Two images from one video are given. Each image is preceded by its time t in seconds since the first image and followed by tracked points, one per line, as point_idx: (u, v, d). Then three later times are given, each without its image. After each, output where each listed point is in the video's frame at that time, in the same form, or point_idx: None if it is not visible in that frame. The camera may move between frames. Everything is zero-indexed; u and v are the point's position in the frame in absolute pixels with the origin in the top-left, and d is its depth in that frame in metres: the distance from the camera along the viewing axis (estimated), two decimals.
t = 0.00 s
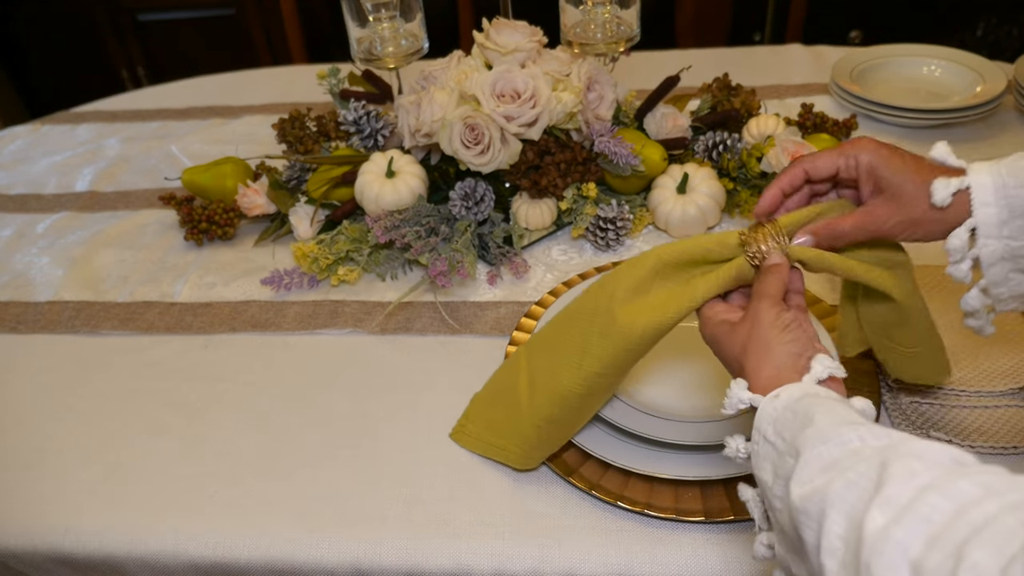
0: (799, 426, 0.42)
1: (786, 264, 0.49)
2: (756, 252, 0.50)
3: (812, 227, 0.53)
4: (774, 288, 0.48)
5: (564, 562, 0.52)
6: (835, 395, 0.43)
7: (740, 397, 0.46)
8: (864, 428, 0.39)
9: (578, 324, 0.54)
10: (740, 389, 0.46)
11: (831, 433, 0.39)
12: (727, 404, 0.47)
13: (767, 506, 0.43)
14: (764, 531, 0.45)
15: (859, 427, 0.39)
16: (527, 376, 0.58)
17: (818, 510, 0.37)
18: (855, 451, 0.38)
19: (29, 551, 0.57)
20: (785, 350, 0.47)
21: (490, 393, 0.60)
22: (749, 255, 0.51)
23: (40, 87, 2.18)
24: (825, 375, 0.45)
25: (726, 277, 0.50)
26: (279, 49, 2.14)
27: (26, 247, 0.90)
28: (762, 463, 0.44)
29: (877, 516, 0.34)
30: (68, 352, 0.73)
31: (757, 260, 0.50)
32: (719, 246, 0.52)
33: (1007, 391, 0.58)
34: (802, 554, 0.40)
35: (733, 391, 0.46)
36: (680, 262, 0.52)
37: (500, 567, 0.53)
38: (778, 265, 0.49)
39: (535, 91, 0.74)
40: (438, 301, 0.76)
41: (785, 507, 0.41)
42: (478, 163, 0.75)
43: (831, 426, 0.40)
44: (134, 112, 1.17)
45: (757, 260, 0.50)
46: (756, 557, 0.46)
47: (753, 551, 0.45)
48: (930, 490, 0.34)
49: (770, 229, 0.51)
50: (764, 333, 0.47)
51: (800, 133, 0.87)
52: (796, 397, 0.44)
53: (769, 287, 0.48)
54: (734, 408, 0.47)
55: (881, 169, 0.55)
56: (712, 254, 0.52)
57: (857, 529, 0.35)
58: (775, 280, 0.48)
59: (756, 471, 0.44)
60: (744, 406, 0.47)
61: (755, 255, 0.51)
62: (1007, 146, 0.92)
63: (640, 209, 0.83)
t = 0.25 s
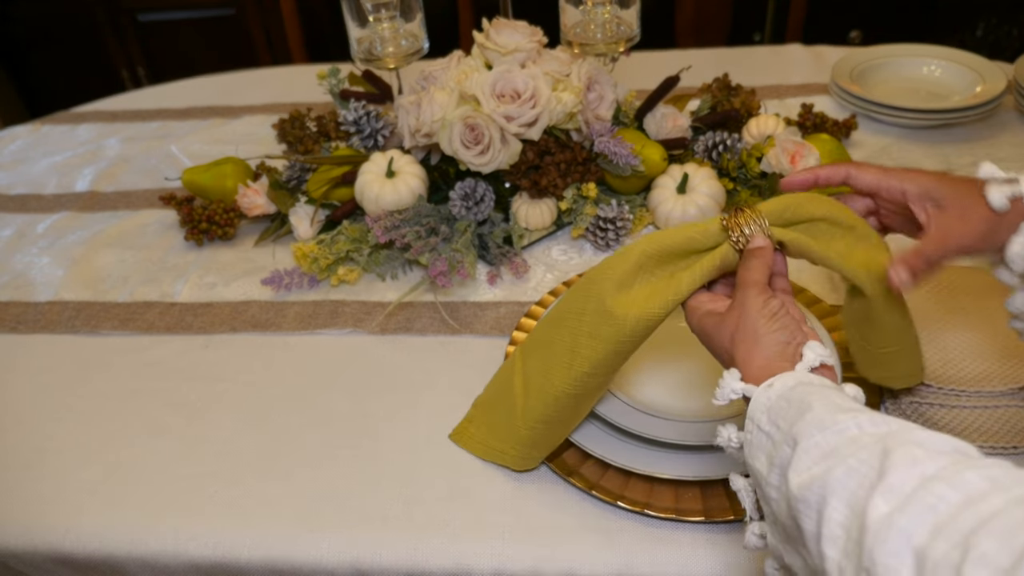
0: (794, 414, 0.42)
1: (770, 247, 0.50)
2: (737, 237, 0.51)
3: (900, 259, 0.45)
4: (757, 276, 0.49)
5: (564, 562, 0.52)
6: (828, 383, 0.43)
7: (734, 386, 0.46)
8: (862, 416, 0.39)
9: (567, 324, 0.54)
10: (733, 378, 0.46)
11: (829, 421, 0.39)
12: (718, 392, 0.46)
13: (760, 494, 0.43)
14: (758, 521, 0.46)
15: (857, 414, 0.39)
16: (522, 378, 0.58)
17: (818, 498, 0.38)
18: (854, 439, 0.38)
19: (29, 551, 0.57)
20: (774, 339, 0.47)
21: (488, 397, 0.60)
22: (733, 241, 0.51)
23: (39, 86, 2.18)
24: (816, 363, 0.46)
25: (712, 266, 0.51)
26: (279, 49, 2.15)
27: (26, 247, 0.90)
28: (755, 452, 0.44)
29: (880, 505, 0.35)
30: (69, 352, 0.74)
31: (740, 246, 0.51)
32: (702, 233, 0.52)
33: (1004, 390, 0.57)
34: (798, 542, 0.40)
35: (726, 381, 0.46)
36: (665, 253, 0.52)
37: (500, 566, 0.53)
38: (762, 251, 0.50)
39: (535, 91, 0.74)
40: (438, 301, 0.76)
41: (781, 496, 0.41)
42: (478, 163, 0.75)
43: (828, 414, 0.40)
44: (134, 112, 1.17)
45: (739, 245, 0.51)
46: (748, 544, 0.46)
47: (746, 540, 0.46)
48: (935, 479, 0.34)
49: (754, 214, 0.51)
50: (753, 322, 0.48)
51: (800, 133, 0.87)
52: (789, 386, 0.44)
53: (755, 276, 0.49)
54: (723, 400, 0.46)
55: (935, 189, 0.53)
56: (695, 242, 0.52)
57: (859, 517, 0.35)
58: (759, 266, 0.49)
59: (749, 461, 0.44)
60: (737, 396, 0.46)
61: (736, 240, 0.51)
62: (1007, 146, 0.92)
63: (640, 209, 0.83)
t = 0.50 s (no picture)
0: (828, 393, 0.42)
1: (800, 216, 0.49)
2: (762, 207, 0.50)
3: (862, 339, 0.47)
4: (790, 247, 0.48)
5: (564, 562, 0.52)
6: (863, 362, 0.43)
7: (766, 358, 0.46)
8: (899, 402, 0.39)
9: (591, 312, 0.53)
10: (766, 351, 0.46)
11: (865, 405, 0.40)
12: (748, 362, 0.46)
13: (784, 470, 0.44)
14: (777, 493, 0.46)
15: (895, 401, 0.39)
16: (549, 371, 0.57)
17: (847, 485, 0.38)
18: (891, 427, 0.39)
19: (29, 551, 0.57)
20: (806, 313, 0.47)
21: (514, 394, 0.59)
22: (759, 211, 0.50)
23: (38, 86, 2.18)
24: (852, 339, 0.46)
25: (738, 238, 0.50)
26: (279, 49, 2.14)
27: (26, 247, 0.90)
28: (782, 428, 0.44)
29: (913, 500, 0.35)
30: (69, 352, 0.74)
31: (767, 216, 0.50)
32: (723, 207, 0.51)
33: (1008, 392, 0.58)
34: (821, 521, 0.41)
35: (754, 356, 0.46)
36: (688, 230, 0.51)
37: (500, 567, 0.53)
38: (794, 220, 0.49)
39: (535, 91, 0.74)
40: (438, 301, 0.76)
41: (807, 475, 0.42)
42: (478, 163, 0.75)
43: (865, 397, 0.40)
44: (134, 112, 1.17)
45: (766, 214, 0.50)
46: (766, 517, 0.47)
47: (764, 511, 0.46)
48: (969, 478, 0.35)
49: (779, 181, 0.50)
50: (786, 295, 0.47)
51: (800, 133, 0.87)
52: (824, 364, 0.43)
53: (785, 247, 0.48)
54: (751, 373, 0.46)
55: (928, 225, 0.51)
56: (716, 217, 0.51)
57: (889, 509, 0.36)
58: (791, 238, 0.48)
59: (775, 436, 0.44)
60: (768, 367, 0.46)
61: (762, 209, 0.50)
62: (1007, 146, 0.92)
63: (640, 209, 0.83)
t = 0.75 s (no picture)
0: (846, 386, 0.42)
1: (807, 205, 0.49)
2: (767, 195, 0.50)
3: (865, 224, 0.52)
4: (802, 236, 0.49)
5: (564, 562, 0.52)
6: (881, 353, 0.44)
7: (780, 347, 0.46)
8: (919, 397, 0.39)
9: (597, 312, 0.53)
10: (780, 339, 0.46)
11: (883, 399, 0.40)
12: (761, 351, 0.47)
13: (799, 462, 0.44)
14: (789, 484, 0.46)
15: (915, 396, 0.39)
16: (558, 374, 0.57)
17: (864, 481, 0.38)
18: (911, 423, 0.38)
19: (29, 551, 0.57)
20: (821, 300, 0.47)
21: (523, 400, 0.59)
22: (765, 199, 0.50)
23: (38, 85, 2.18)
24: (869, 330, 0.46)
25: (743, 227, 0.50)
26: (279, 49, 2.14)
27: (26, 247, 0.90)
28: (797, 419, 0.44)
29: (933, 499, 0.35)
30: (69, 352, 0.74)
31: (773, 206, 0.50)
32: (726, 195, 0.51)
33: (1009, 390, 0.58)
34: (835, 514, 0.41)
35: (769, 341, 0.46)
36: (692, 222, 0.51)
37: (500, 567, 0.53)
38: (801, 208, 0.49)
39: (535, 91, 0.74)
40: (438, 301, 0.76)
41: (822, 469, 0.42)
42: (478, 163, 0.75)
43: (886, 391, 0.40)
44: (134, 112, 1.17)
45: (772, 202, 0.50)
46: (777, 509, 0.47)
47: (776, 503, 0.47)
48: (991, 477, 0.34)
49: (780, 169, 0.51)
50: (800, 282, 0.48)
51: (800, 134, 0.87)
52: (841, 356, 0.43)
53: (797, 236, 0.49)
54: (767, 360, 0.46)
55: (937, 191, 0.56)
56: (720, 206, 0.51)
57: (908, 507, 0.36)
58: (802, 227, 0.49)
59: (791, 428, 0.44)
60: (782, 357, 0.46)
61: (767, 198, 0.50)
62: (1007, 146, 0.92)
63: (640, 209, 0.83)
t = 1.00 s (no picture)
0: (863, 388, 0.41)
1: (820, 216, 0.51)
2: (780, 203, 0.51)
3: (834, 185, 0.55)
4: (816, 242, 0.50)
5: (564, 562, 0.52)
6: (900, 358, 0.43)
7: (801, 346, 0.45)
8: (935, 402, 0.39)
9: (619, 330, 0.51)
10: (801, 339, 0.45)
11: (899, 402, 0.39)
12: (782, 352, 0.46)
13: (814, 463, 0.44)
14: (804, 485, 0.46)
15: (931, 400, 0.39)
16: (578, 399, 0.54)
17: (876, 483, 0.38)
18: (927, 427, 0.38)
19: (28, 551, 0.57)
20: (843, 303, 0.47)
21: (538, 429, 0.56)
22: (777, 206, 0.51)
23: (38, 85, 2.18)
24: (888, 338, 0.45)
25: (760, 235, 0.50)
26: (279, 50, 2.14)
27: (26, 247, 0.90)
28: (814, 420, 0.44)
29: (944, 501, 0.35)
30: (68, 352, 0.73)
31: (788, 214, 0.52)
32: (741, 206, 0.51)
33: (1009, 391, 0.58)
34: (847, 514, 0.41)
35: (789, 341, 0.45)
36: (710, 233, 0.51)
37: (500, 567, 0.53)
38: (814, 217, 0.51)
39: (535, 91, 0.74)
40: (438, 301, 0.76)
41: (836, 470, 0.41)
42: (478, 163, 0.75)
43: (904, 395, 0.39)
44: (134, 112, 1.17)
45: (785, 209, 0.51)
46: (789, 510, 0.47)
47: (790, 505, 0.46)
48: (1004, 482, 0.34)
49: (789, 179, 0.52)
50: (821, 284, 0.48)
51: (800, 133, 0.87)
52: (866, 357, 0.43)
53: (814, 241, 0.50)
54: (784, 359, 0.46)
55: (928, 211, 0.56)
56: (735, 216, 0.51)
57: (920, 508, 0.36)
58: (817, 235, 0.50)
59: (806, 428, 0.44)
60: (801, 358, 0.45)
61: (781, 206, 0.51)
62: (1008, 146, 0.91)
63: (640, 209, 0.83)
